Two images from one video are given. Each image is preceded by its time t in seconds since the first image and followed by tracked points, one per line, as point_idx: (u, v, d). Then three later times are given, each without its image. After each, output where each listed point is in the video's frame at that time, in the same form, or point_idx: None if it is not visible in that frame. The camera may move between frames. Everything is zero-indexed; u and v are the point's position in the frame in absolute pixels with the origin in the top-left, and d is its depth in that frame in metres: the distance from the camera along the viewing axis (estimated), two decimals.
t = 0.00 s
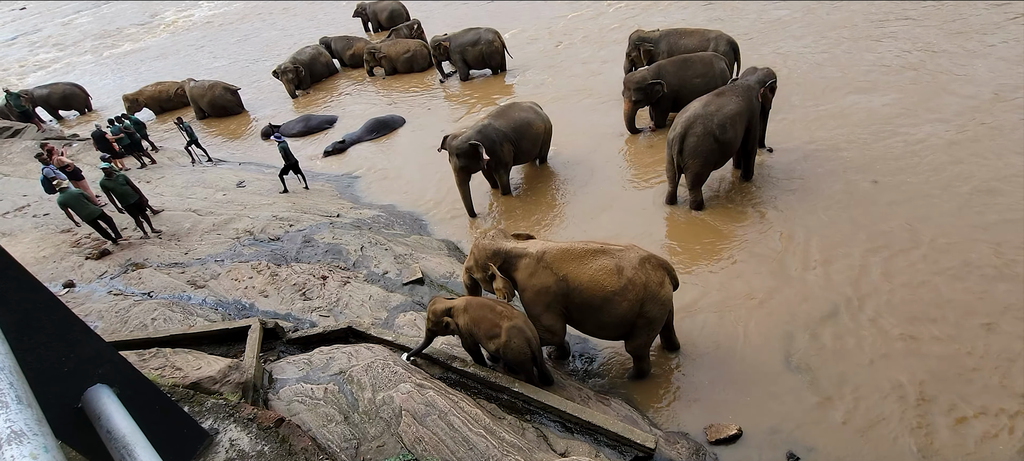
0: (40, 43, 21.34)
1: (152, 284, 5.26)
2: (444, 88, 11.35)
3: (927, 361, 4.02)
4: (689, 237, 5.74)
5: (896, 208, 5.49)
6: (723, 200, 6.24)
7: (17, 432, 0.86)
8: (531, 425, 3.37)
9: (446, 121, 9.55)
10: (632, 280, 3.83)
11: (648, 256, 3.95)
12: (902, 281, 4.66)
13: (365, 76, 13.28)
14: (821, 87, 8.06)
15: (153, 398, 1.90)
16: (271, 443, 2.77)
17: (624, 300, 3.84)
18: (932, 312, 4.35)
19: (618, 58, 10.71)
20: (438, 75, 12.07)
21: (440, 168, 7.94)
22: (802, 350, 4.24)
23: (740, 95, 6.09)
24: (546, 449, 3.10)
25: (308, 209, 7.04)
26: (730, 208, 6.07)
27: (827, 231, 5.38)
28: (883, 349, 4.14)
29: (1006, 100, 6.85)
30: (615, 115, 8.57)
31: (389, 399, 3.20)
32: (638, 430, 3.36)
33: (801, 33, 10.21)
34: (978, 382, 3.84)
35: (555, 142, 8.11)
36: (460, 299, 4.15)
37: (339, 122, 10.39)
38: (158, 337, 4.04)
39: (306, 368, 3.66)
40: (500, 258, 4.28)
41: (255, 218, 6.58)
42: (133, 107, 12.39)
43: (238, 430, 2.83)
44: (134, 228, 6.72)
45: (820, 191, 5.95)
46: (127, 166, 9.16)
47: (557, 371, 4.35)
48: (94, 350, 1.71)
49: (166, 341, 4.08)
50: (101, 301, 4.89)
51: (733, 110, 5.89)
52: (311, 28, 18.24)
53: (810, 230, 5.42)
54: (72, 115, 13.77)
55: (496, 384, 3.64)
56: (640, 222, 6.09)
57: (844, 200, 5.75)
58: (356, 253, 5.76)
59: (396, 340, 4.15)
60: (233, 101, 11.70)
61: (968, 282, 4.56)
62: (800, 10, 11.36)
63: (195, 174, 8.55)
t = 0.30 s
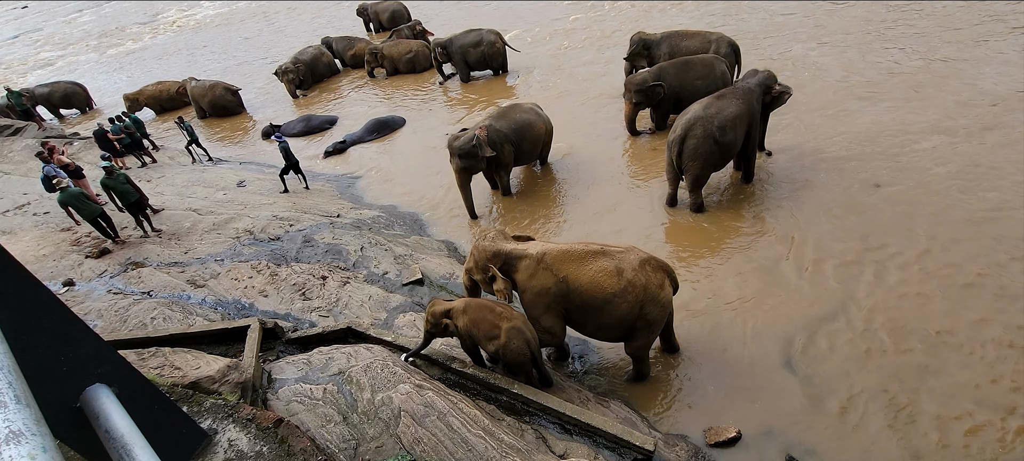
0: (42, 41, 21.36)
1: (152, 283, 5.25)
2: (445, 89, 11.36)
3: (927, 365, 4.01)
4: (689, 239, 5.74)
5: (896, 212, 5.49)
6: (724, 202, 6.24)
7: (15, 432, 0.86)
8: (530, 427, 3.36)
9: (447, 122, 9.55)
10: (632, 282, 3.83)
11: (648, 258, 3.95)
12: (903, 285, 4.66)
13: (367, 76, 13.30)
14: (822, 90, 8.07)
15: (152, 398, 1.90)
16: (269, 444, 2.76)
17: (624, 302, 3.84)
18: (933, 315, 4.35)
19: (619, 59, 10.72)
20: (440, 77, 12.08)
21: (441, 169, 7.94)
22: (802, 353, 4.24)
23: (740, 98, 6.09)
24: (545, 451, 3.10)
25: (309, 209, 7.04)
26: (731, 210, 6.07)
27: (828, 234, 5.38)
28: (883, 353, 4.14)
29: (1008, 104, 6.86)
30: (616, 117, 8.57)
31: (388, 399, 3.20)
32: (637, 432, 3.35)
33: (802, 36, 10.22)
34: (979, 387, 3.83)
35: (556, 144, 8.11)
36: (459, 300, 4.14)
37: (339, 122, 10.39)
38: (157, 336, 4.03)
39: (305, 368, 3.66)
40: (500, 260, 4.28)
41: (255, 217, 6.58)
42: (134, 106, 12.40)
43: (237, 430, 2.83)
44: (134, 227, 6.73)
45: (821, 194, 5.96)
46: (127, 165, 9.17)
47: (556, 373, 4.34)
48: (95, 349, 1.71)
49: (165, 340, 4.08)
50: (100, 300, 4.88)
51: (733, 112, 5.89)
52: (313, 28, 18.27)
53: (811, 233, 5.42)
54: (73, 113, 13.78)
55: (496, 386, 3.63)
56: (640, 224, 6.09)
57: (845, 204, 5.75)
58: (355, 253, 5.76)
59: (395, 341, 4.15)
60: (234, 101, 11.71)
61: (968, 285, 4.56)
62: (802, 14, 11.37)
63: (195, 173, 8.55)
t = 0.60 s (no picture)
0: (44, 40, 21.36)
1: (152, 283, 5.25)
2: (446, 90, 11.37)
3: (927, 368, 4.01)
4: (689, 242, 5.73)
5: (896, 215, 5.50)
6: (724, 204, 6.24)
7: (14, 432, 0.86)
8: (529, 428, 3.36)
9: (447, 123, 9.56)
10: (632, 283, 3.83)
11: (648, 260, 3.95)
12: (902, 288, 4.66)
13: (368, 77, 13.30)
14: (823, 93, 8.08)
15: (151, 398, 1.89)
16: (268, 445, 2.76)
17: (624, 303, 3.84)
18: (933, 318, 4.35)
19: (620, 62, 10.73)
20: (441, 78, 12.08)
21: (442, 170, 7.94)
22: (802, 356, 4.24)
23: (741, 101, 6.10)
24: (544, 452, 3.09)
25: (309, 209, 7.04)
26: (731, 212, 6.07)
27: (828, 236, 5.38)
28: (882, 356, 4.14)
29: (1008, 108, 6.87)
30: (617, 118, 8.57)
31: (387, 400, 3.20)
32: (637, 434, 3.35)
33: (803, 39, 10.23)
34: (978, 390, 3.83)
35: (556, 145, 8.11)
36: (458, 302, 4.14)
37: (340, 123, 10.40)
38: (156, 336, 4.03)
39: (304, 368, 3.65)
40: (500, 261, 4.27)
41: (254, 218, 6.57)
42: (135, 106, 12.40)
43: (236, 430, 2.83)
44: (134, 226, 6.72)
45: (821, 197, 5.95)
46: (127, 165, 9.17)
47: (556, 374, 4.34)
48: (94, 349, 1.70)
49: (164, 340, 4.08)
50: (100, 299, 4.88)
51: (734, 115, 5.90)
52: (314, 29, 18.29)
53: (811, 236, 5.42)
54: (74, 112, 13.78)
55: (495, 387, 3.63)
56: (640, 226, 6.09)
57: (845, 206, 5.76)
58: (355, 253, 5.75)
59: (395, 342, 4.15)
60: (235, 101, 11.71)
61: (968, 288, 4.57)
62: (803, 16, 11.38)
63: (195, 173, 8.55)
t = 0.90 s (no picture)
0: (45, 41, 21.37)
1: (152, 283, 5.25)
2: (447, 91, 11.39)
3: (928, 371, 4.01)
4: (689, 244, 5.74)
5: (897, 217, 5.50)
6: (724, 206, 6.24)
7: (15, 432, 0.86)
8: (529, 430, 3.36)
9: (448, 124, 9.57)
10: (632, 285, 3.83)
11: (648, 262, 3.95)
12: (904, 290, 4.66)
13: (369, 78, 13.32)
14: (823, 96, 8.08)
15: (150, 399, 1.89)
16: (267, 446, 2.76)
17: (624, 305, 3.84)
18: (934, 321, 4.35)
19: (620, 63, 10.75)
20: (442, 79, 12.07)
21: (442, 171, 7.94)
22: (802, 358, 4.23)
23: (742, 103, 6.10)
24: (544, 454, 3.09)
25: (309, 210, 7.04)
26: (732, 214, 6.08)
27: (829, 239, 5.38)
28: (882, 359, 4.14)
29: (1009, 112, 6.87)
30: (617, 120, 8.58)
31: (387, 401, 3.20)
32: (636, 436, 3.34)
33: (803, 41, 10.25)
34: (979, 393, 3.83)
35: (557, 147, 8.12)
36: (458, 303, 4.14)
37: (341, 124, 10.40)
38: (156, 336, 4.03)
39: (303, 369, 3.65)
40: (501, 262, 4.27)
41: (255, 218, 6.58)
42: (136, 106, 12.40)
43: (236, 431, 2.82)
44: (135, 226, 6.72)
45: (821, 200, 5.96)
46: (128, 164, 9.18)
47: (555, 376, 4.34)
48: (93, 349, 1.70)
49: (165, 340, 4.08)
50: (100, 299, 4.88)
51: (735, 117, 5.91)
52: (315, 29, 18.32)
53: (811, 238, 5.43)
54: (75, 112, 13.79)
55: (495, 388, 3.63)
56: (640, 228, 6.09)
57: (846, 209, 5.76)
58: (355, 254, 5.76)
59: (394, 343, 4.16)
60: (236, 101, 11.72)
61: (969, 292, 4.57)
62: (803, 19, 11.39)
63: (196, 173, 8.56)
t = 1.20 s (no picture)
0: (45, 40, 21.36)
1: (151, 283, 5.25)
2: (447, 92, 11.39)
3: (929, 371, 4.01)
4: (689, 245, 5.74)
5: (897, 218, 5.51)
6: (724, 207, 6.24)
7: (14, 430, 0.86)
8: (528, 431, 3.35)
9: (448, 124, 9.57)
10: (632, 285, 3.83)
11: (648, 262, 3.95)
12: (905, 291, 4.66)
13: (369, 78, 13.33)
14: (824, 97, 8.09)
15: (150, 398, 1.89)
16: (267, 445, 2.76)
17: (624, 305, 3.84)
18: (934, 322, 4.36)
19: (620, 64, 10.76)
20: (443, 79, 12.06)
21: (442, 172, 7.94)
22: (802, 360, 4.23)
23: (743, 104, 6.11)
24: (543, 455, 3.09)
25: (309, 209, 7.05)
26: (732, 215, 6.07)
27: (830, 239, 5.39)
28: (882, 360, 4.14)
29: (1010, 113, 6.88)
30: (617, 120, 8.59)
31: (386, 401, 3.19)
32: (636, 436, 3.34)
33: (802, 42, 10.26)
34: (980, 394, 3.83)
35: (557, 147, 8.14)
36: (458, 304, 4.14)
37: (341, 124, 10.41)
38: (155, 335, 4.02)
39: (303, 369, 3.65)
40: (501, 263, 4.27)
41: (255, 218, 6.57)
42: (136, 106, 12.39)
43: (235, 430, 2.82)
44: (134, 225, 6.72)
45: (821, 201, 5.96)
46: (128, 164, 9.18)
47: (555, 377, 4.34)
48: (91, 349, 1.70)
49: (164, 340, 4.08)
50: (99, 299, 4.88)
51: (736, 118, 5.91)
52: (315, 29, 18.33)
53: (812, 239, 5.42)
54: (75, 111, 13.79)
55: (494, 389, 3.63)
56: (640, 229, 6.09)
57: (846, 210, 5.76)
58: (355, 254, 5.76)
59: (394, 343, 4.15)
60: (236, 101, 11.72)
61: (970, 293, 4.56)
62: (804, 20, 11.40)
63: (196, 173, 8.56)
